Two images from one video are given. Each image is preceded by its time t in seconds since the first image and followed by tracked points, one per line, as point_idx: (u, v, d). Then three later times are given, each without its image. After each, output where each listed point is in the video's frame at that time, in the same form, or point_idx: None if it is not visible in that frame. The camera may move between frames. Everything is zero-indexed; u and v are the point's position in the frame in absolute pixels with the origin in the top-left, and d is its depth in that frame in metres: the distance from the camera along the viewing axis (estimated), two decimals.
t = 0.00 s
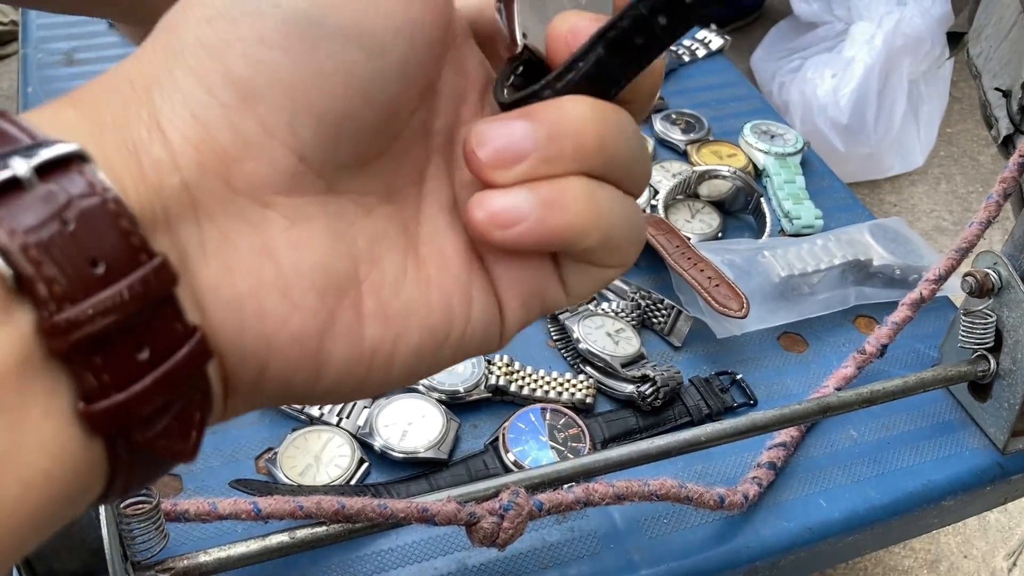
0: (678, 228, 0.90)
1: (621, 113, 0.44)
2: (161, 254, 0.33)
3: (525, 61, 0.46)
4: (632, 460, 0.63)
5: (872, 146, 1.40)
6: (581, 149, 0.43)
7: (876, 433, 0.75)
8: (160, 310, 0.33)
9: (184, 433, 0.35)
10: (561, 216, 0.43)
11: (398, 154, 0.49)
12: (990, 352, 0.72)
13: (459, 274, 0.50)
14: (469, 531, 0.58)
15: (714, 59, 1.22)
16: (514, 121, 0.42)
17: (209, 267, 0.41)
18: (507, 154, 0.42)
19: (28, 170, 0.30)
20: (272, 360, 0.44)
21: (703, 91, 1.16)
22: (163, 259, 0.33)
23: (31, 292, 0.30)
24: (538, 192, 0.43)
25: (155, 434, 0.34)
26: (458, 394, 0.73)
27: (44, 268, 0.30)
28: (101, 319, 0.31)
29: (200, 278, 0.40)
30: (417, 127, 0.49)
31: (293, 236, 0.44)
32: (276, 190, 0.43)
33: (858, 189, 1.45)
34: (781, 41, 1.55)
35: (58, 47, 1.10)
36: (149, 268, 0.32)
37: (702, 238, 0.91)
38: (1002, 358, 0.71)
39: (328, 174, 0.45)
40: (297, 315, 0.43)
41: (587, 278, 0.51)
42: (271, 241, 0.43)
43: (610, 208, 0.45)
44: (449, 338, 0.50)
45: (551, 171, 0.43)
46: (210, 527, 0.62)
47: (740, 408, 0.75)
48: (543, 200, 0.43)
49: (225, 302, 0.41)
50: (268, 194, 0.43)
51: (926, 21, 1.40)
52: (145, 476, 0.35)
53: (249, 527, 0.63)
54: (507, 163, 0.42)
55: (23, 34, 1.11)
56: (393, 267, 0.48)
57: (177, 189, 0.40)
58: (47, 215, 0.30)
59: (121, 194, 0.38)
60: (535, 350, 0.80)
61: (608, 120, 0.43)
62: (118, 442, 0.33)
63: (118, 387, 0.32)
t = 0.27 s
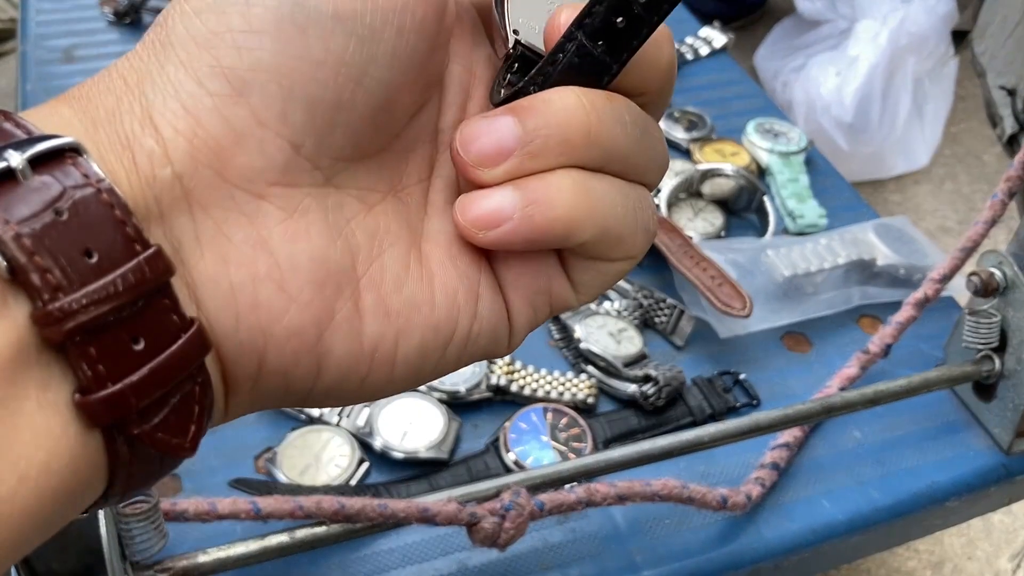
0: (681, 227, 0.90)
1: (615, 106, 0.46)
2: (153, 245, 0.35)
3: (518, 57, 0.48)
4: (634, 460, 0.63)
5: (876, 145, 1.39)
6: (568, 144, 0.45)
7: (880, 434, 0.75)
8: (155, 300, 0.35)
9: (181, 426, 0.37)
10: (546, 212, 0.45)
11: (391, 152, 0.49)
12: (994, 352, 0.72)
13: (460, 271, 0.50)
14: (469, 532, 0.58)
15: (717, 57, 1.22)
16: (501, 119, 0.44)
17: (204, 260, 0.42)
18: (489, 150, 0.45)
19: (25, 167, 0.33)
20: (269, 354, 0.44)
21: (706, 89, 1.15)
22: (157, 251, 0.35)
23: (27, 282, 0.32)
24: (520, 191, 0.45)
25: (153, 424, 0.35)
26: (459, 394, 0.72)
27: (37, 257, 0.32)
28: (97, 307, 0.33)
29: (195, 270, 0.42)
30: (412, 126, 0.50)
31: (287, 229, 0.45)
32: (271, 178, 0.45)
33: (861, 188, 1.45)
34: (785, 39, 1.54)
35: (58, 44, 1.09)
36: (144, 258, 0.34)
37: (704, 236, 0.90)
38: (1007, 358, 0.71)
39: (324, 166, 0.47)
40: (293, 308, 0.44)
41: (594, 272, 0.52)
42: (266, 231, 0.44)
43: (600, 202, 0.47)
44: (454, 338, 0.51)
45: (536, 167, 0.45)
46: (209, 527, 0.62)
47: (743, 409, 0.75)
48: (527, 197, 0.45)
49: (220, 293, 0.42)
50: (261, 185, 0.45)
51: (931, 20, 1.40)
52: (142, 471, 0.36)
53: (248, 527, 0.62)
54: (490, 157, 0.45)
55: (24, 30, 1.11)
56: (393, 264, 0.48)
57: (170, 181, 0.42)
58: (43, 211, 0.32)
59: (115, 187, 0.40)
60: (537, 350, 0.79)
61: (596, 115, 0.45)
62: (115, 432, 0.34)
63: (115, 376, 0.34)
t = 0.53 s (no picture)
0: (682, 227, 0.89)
1: (591, 109, 0.46)
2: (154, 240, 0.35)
3: (505, 56, 0.47)
4: (636, 460, 0.63)
5: (878, 145, 1.39)
6: (542, 150, 0.45)
7: (882, 434, 0.75)
8: (158, 294, 0.35)
9: (186, 421, 0.36)
10: (518, 224, 0.45)
11: (390, 149, 0.49)
12: (996, 352, 0.72)
13: (460, 269, 0.50)
14: (470, 531, 0.58)
15: (718, 56, 1.22)
16: (475, 128, 0.45)
17: (204, 255, 0.42)
18: (461, 158, 0.45)
19: (26, 165, 0.33)
20: (273, 350, 0.44)
21: (708, 89, 1.15)
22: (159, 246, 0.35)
23: (29, 277, 0.32)
24: (491, 203, 0.45)
25: (158, 419, 0.35)
26: (460, 393, 0.72)
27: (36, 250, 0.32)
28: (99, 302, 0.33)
29: (197, 265, 0.42)
30: (413, 124, 0.50)
31: (290, 224, 0.45)
32: (270, 172, 0.45)
33: (863, 188, 1.44)
34: (786, 39, 1.54)
35: (60, 43, 1.09)
36: (145, 252, 0.34)
37: (706, 236, 0.90)
38: (1009, 358, 0.71)
39: (325, 159, 0.47)
40: (298, 303, 0.44)
41: (588, 277, 0.53)
42: (269, 227, 0.44)
43: (575, 207, 0.46)
44: (459, 339, 0.51)
45: (511, 175, 0.46)
46: (210, 527, 0.62)
47: (745, 408, 0.75)
48: (500, 208, 0.45)
49: (222, 289, 0.42)
50: (262, 180, 0.44)
51: (933, 20, 1.40)
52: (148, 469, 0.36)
53: (249, 527, 0.62)
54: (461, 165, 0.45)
55: (25, 30, 1.11)
56: (398, 260, 0.48)
57: (168, 178, 0.42)
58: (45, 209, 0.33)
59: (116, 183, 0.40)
60: (538, 350, 0.79)
61: (570, 120, 0.45)
62: (120, 428, 0.34)
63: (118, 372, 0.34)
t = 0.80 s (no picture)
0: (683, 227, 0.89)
1: (591, 124, 0.46)
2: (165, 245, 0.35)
3: (504, 67, 0.47)
4: (636, 460, 0.62)
5: (879, 145, 1.39)
6: (541, 164, 0.45)
7: (883, 434, 0.75)
8: (168, 299, 0.35)
9: (192, 424, 0.36)
10: (516, 236, 0.45)
11: (394, 154, 0.49)
12: (998, 352, 0.71)
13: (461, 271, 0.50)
14: (470, 532, 0.58)
15: (719, 56, 1.21)
16: (475, 139, 0.45)
17: (213, 259, 0.42)
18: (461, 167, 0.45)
19: (38, 168, 0.33)
20: (279, 354, 0.44)
21: (709, 88, 1.15)
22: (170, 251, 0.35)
23: (41, 280, 0.32)
24: (491, 213, 0.45)
25: (166, 421, 0.35)
26: (460, 393, 0.72)
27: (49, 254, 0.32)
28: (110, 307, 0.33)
29: (205, 270, 0.42)
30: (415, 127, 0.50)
31: (297, 231, 0.45)
32: (279, 179, 0.45)
33: (864, 188, 1.44)
34: (787, 38, 1.54)
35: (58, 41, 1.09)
36: (156, 257, 0.34)
37: (707, 236, 0.90)
38: (1011, 359, 0.70)
39: (332, 166, 0.46)
40: (303, 308, 0.44)
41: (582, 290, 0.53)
42: (276, 232, 0.44)
43: (573, 222, 0.46)
44: (460, 346, 0.51)
45: (510, 187, 0.45)
46: (209, 527, 0.61)
47: (745, 409, 0.74)
48: (500, 219, 0.45)
49: (229, 294, 0.42)
50: (270, 186, 0.44)
51: (934, 20, 1.40)
52: (154, 470, 0.36)
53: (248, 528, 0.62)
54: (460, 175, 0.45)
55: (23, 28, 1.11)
56: (403, 265, 0.48)
57: (179, 183, 0.42)
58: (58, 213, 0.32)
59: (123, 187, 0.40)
60: (538, 350, 0.79)
61: (571, 135, 0.45)
62: (128, 430, 0.34)
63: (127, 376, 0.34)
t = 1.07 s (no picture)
0: (682, 227, 0.89)
1: (583, 124, 0.46)
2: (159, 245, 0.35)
3: (495, 68, 0.46)
4: (635, 461, 0.62)
5: (879, 144, 1.39)
6: (533, 165, 0.45)
7: (882, 434, 0.74)
8: (162, 299, 0.35)
9: (187, 424, 0.36)
10: (508, 237, 0.44)
11: (391, 156, 0.49)
12: (998, 353, 0.71)
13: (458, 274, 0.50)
14: (468, 533, 0.57)
15: (719, 55, 1.21)
16: (468, 140, 0.44)
17: (207, 259, 0.42)
18: (455, 170, 0.45)
19: (32, 169, 0.32)
20: (273, 355, 0.44)
21: (709, 87, 1.14)
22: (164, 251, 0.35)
23: (35, 280, 0.32)
24: (484, 214, 0.45)
25: (160, 421, 0.35)
26: (458, 393, 0.72)
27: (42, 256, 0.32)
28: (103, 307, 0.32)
29: (200, 270, 0.42)
30: (412, 129, 0.50)
31: (290, 232, 0.45)
32: (272, 179, 0.44)
33: (864, 187, 1.44)
34: (788, 37, 1.53)
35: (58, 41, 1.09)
36: (149, 257, 0.34)
37: (706, 236, 0.90)
38: (1010, 359, 0.70)
39: (327, 167, 0.46)
40: (297, 309, 0.44)
41: (576, 290, 0.53)
42: (271, 233, 0.44)
43: (565, 223, 0.46)
44: (454, 346, 0.50)
45: (503, 188, 0.45)
46: (206, 528, 0.61)
47: (744, 409, 0.74)
48: (492, 220, 0.44)
49: (223, 294, 0.42)
50: (264, 187, 0.44)
51: (935, 19, 1.40)
52: (149, 471, 0.36)
53: (245, 528, 0.62)
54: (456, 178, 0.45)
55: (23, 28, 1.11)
56: (399, 266, 0.48)
57: (174, 184, 0.42)
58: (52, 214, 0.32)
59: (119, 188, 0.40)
60: (537, 350, 0.79)
61: (563, 136, 0.45)
62: (122, 430, 0.34)
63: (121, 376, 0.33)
